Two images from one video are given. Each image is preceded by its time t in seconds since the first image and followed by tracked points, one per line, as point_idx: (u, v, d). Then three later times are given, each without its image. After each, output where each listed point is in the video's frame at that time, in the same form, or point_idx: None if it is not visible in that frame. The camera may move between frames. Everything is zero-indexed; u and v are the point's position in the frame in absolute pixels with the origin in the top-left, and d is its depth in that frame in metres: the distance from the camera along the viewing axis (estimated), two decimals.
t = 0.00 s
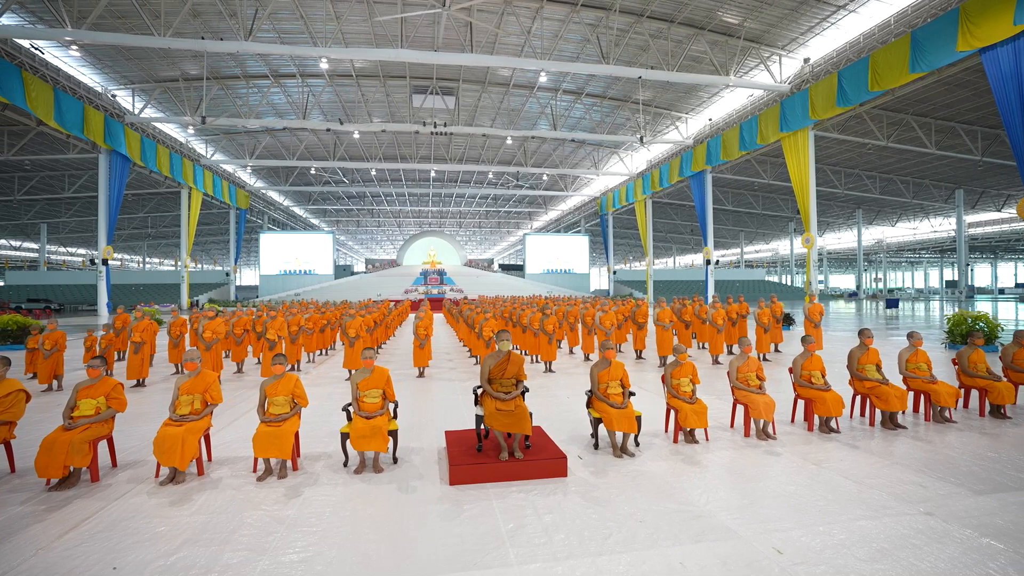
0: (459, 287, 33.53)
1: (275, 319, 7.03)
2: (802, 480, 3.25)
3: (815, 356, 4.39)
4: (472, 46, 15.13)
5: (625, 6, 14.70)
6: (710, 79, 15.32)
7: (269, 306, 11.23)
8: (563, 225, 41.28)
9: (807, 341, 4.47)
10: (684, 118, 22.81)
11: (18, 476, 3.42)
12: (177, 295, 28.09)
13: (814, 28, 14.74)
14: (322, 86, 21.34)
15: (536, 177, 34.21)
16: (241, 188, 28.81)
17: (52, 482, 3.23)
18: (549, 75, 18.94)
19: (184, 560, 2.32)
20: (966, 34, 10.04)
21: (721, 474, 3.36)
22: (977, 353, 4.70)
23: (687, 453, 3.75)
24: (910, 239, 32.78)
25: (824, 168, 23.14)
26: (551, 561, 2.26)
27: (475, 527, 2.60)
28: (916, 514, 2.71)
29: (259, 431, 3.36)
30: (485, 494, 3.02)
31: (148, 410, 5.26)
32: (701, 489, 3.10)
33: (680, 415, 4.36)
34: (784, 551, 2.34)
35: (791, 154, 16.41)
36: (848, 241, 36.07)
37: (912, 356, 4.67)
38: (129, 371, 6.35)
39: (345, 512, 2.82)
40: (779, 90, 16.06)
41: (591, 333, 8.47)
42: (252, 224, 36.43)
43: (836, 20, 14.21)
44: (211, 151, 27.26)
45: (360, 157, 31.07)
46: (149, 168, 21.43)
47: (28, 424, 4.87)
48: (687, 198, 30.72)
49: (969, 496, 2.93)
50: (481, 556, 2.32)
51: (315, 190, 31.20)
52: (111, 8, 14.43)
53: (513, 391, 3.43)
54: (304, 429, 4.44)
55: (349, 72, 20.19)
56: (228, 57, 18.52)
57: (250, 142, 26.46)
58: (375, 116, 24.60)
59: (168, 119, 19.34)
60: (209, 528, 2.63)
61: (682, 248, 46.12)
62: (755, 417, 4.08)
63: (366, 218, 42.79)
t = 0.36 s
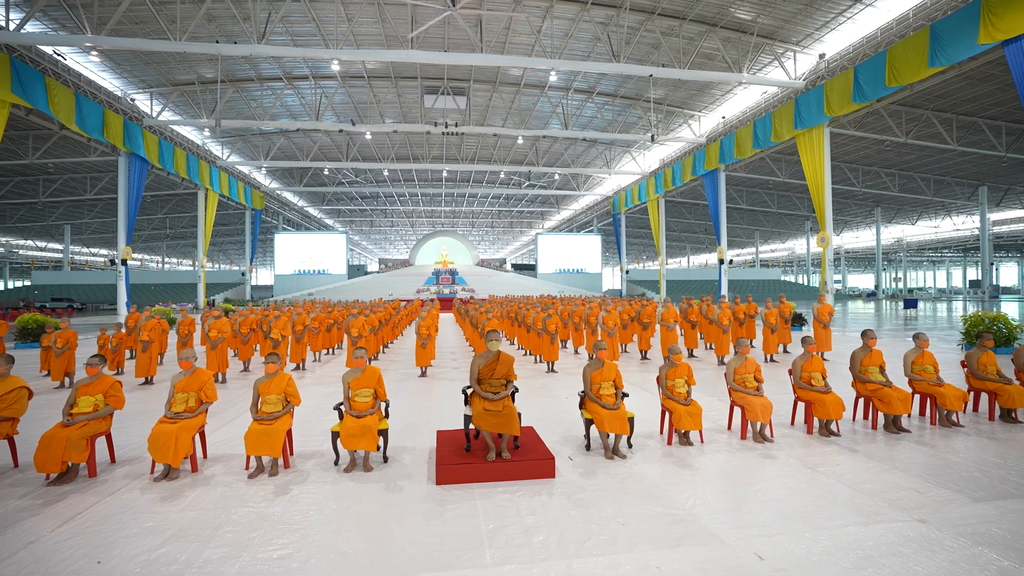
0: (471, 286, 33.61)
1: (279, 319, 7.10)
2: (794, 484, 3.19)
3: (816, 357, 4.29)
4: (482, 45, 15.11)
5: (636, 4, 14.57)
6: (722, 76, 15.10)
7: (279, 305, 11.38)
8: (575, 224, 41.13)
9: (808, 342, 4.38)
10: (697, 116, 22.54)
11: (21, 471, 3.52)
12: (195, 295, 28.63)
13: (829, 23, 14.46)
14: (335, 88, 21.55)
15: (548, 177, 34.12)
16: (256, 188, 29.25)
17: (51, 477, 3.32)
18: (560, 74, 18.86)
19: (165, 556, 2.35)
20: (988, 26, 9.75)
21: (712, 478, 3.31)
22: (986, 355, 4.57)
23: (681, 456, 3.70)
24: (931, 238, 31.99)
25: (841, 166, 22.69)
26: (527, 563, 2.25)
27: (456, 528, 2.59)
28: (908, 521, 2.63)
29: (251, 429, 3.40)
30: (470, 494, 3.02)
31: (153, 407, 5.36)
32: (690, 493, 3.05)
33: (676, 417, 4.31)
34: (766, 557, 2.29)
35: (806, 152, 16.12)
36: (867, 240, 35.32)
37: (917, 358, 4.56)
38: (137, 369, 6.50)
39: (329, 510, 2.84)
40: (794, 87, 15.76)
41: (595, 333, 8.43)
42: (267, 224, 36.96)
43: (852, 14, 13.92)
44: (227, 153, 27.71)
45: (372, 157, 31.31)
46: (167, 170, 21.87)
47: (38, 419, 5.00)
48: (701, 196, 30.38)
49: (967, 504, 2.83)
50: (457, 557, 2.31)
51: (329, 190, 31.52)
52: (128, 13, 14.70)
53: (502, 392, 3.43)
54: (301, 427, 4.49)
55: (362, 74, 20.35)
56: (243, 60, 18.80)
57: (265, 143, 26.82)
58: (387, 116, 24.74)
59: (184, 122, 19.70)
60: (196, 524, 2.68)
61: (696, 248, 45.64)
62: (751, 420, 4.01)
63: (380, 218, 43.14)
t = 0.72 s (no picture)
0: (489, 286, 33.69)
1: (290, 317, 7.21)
2: (792, 489, 3.10)
3: (821, 359, 4.17)
4: (497, 46, 15.08)
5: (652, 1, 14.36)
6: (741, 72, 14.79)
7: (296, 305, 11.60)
8: (594, 224, 40.87)
9: (813, 344, 4.25)
10: (717, 113, 22.14)
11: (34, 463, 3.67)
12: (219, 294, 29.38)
13: (853, 16, 14.03)
14: (353, 90, 21.82)
15: (566, 176, 33.98)
16: (278, 190, 29.86)
17: (59, 470, 3.45)
18: (577, 73, 18.74)
19: (155, 548, 2.42)
20: None
21: (707, 481, 3.24)
22: (1005, 358, 4.37)
23: (677, 459, 3.63)
24: (964, 235, 30.83)
25: (867, 162, 22.04)
26: (505, 565, 2.24)
27: (438, 527, 2.60)
28: (907, 530, 2.53)
29: (249, 426, 3.46)
30: (458, 494, 3.02)
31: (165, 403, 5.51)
32: (681, 496, 3.00)
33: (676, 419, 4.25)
34: (750, 565, 2.23)
35: (829, 149, 15.72)
36: (896, 238, 34.23)
37: (932, 361, 4.39)
38: (154, 367, 6.71)
39: (317, 508, 2.87)
40: (817, 82, 15.35)
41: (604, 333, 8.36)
42: (289, 225, 37.71)
43: (877, 6, 13.48)
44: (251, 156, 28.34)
45: (391, 159, 31.65)
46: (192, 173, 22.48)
47: (57, 414, 5.19)
48: (721, 195, 29.86)
49: (973, 514, 2.72)
50: (435, 557, 2.31)
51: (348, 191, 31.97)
52: (155, 22, 15.12)
53: (494, 392, 3.42)
54: (303, 424, 4.56)
55: (380, 76, 20.58)
56: (265, 65, 19.20)
57: (286, 146, 27.34)
58: (405, 118, 24.99)
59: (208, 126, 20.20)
60: (188, 518, 2.74)
61: (717, 247, 44.89)
62: (753, 423, 3.93)
63: (399, 219, 43.61)
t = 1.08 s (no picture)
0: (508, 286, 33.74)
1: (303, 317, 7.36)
2: (790, 494, 3.03)
3: (831, 362, 4.04)
4: (514, 46, 15.04)
5: None
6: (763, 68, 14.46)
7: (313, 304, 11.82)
8: (614, 223, 40.53)
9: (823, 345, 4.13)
10: (739, 110, 21.68)
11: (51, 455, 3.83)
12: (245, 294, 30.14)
13: (881, 7, 13.58)
14: (373, 92, 22.10)
15: (585, 176, 33.79)
16: (301, 192, 30.46)
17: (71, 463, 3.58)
18: (596, 72, 18.58)
19: (151, 539, 2.49)
20: None
21: (704, 485, 3.18)
22: None
23: (676, 462, 3.57)
24: (1002, 233, 29.56)
25: (897, 157, 21.31)
26: (487, 566, 2.23)
27: (425, 526, 2.61)
28: (906, 540, 2.44)
29: (251, 423, 3.54)
30: (450, 493, 3.03)
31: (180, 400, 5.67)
32: (675, 500, 2.95)
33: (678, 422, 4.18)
34: (737, 572, 2.18)
35: (856, 144, 15.25)
36: (929, 235, 33.01)
37: (950, 364, 4.22)
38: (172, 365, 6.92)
39: (310, 504, 2.92)
40: (843, 75, 14.90)
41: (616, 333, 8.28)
42: (313, 226, 38.44)
43: None
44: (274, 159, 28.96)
45: (411, 159, 31.95)
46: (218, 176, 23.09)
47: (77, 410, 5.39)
48: (744, 193, 29.27)
49: (981, 525, 2.60)
50: (418, 555, 2.33)
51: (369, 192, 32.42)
52: (181, 29, 15.53)
53: (489, 392, 3.42)
54: (307, 422, 4.64)
55: (399, 78, 20.79)
56: (286, 69, 19.59)
57: (308, 148, 27.84)
58: (424, 119, 25.20)
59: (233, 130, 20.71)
60: (186, 511, 2.81)
61: (740, 246, 44.02)
62: (756, 426, 3.84)
63: (419, 219, 44.01)
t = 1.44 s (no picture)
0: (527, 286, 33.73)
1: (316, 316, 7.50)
2: (787, 498, 2.96)
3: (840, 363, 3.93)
4: (532, 45, 15.00)
5: None
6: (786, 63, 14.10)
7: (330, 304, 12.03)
8: (634, 223, 40.11)
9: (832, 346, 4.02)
10: (762, 106, 21.22)
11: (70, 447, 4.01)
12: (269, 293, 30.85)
13: None
14: (393, 94, 22.34)
15: (605, 175, 33.52)
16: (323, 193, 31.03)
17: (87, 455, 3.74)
18: (614, 71, 18.41)
19: (151, 529, 2.59)
20: None
21: (699, 487, 3.14)
22: None
23: (675, 464, 3.53)
24: None
25: (929, 153, 20.55)
26: (469, 563, 2.26)
27: (415, 522, 2.65)
28: (902, 548, 2.37)
29: (255, 419, 3.63)
30: (442, 490, 3.06)
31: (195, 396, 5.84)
32: (667, 502, 2.92)
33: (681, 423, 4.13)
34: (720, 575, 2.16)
35: (884, 140, 14.76)
36: (965, 233, 31.73)
37: (967, 367, 4.06)
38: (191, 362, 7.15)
39: (306, 498, 2.99)
40: (869, 69, 14.46)
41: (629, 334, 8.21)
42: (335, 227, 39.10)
43: None
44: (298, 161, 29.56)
45: (430, 160, 32.22)
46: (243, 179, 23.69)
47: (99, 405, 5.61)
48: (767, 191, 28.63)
49: (986, 534, 2.50)
50: (403, 550, 2.37)
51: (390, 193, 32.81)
52: (207, 36, 15.95)
53: (485, 391, 3.44)
54: (313, 419, 4.74)
55: (418, 79, 20.99)
56: (308, 73, 19.97)
57: (330, 150, 28.32)
58: (443, 120, 25.41)
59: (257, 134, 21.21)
60: (187, 503, 2.91)
61: (765, 245, 43.06)
62: (760, 428, 3.76)
63: (439, 219, 44.35)
